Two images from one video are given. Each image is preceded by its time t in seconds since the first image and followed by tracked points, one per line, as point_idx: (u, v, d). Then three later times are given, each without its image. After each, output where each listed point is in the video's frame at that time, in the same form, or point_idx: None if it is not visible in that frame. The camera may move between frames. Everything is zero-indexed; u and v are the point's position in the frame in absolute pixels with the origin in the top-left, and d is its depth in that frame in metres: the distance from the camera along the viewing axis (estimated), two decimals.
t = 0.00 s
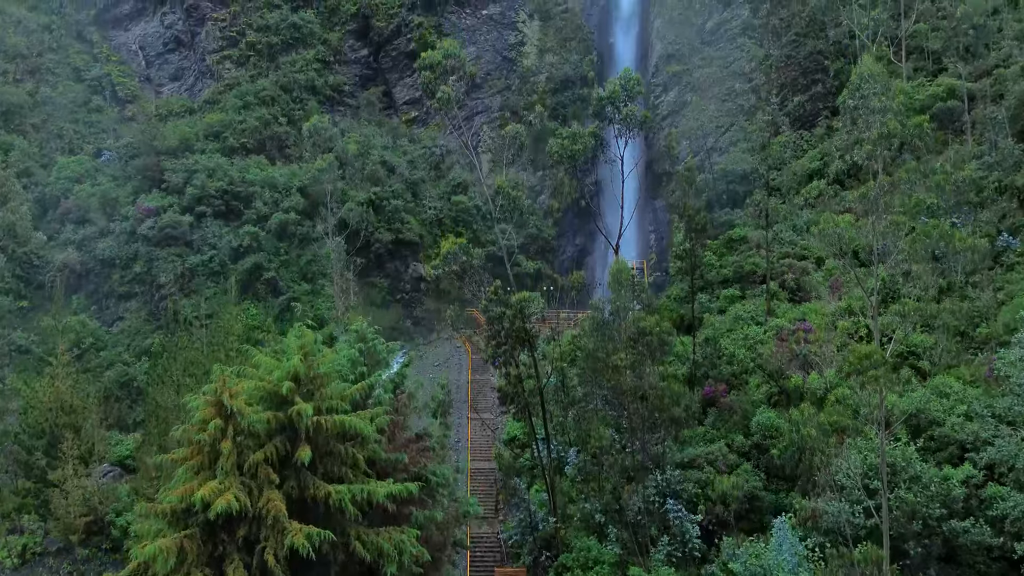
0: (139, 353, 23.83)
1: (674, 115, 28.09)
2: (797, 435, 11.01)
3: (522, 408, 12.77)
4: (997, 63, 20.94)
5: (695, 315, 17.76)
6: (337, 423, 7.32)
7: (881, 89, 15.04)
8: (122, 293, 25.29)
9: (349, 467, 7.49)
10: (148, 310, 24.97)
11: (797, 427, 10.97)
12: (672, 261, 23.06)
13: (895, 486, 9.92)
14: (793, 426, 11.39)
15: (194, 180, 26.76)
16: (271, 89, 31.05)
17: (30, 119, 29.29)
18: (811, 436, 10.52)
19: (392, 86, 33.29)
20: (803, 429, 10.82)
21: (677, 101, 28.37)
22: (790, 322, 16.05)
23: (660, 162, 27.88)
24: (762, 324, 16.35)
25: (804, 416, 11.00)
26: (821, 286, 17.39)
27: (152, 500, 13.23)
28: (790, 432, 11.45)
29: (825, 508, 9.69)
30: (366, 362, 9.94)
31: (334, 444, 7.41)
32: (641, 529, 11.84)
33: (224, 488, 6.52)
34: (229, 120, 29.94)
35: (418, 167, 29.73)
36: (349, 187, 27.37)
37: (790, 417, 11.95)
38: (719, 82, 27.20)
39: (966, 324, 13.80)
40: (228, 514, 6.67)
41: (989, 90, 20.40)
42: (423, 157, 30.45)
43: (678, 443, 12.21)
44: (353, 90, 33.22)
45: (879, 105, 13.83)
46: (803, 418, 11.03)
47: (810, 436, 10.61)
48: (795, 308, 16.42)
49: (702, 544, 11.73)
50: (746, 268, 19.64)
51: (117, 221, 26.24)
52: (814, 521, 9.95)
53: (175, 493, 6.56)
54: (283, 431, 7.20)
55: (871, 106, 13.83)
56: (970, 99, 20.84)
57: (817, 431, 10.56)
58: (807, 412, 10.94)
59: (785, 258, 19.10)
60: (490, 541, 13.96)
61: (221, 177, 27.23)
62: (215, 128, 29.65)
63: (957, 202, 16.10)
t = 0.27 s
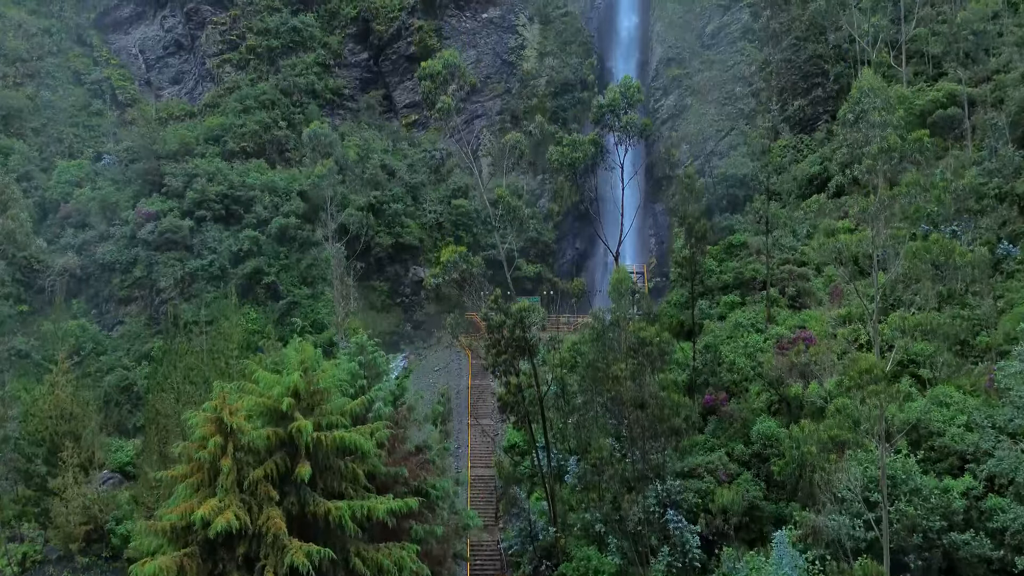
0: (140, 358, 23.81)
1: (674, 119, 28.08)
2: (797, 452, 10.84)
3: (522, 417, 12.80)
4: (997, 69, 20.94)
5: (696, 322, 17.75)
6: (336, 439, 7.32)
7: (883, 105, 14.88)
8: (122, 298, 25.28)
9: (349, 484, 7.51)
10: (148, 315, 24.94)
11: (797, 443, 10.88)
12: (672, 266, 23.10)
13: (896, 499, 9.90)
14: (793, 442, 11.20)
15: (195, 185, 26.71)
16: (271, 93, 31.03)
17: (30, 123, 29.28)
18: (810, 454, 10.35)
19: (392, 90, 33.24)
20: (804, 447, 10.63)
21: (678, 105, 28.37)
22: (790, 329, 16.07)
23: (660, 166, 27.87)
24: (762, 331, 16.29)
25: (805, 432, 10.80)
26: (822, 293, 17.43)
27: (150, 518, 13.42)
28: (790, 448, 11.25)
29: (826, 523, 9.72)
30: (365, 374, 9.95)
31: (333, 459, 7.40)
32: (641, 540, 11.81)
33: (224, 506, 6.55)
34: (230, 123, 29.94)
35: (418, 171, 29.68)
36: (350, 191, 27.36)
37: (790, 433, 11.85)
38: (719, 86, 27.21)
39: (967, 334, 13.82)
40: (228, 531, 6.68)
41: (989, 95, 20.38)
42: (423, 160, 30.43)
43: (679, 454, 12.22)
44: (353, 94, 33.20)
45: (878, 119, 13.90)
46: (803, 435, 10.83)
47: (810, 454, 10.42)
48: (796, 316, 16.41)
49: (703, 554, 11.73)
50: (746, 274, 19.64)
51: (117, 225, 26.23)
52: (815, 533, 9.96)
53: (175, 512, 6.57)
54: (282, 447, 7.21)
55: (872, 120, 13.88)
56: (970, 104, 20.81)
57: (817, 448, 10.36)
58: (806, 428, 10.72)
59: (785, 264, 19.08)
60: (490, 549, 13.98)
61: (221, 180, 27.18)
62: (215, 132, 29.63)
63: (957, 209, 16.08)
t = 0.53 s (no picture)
0: (139, 362, 23.79)
1: (674, 123, 28.08)
2: (796, 468, 10.80)
3: (522, 426, 12.81)
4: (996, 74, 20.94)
5: (696, 328, 17.75)
6: (336, 456, 7.34)
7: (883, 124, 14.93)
8: (122, 302, 25.26)
9: (349, 499, 7.52)
10: (148, 319, 24.91)
11: (798, 459, 10.95)
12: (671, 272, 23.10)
13: (896, 511, 9.91)
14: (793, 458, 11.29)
15: (195, 189, 26.68)
16: (271, 97, 31.03)
17: (30, 126, 29.26)
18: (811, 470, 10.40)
19: (392, 93, 33.22)
20: (804, 463, 10.68)
21: (677, 109, 28.36)
22: (790, 337, 16.07)
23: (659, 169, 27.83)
24: (762, 339, 16.26)
25: (804, 448, 10.88)
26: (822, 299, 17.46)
27: (149, 528, 13.56)
28: (790, 464, 11.20)
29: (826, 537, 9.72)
30: (365, 386, 9.96)
31: (333, 474, 7.43)
32: (641, 549, 11.77)
33: (224, 523, 6.57)
34: (230, 127, 29.93)
35: (418, 174, 29.67)
36: (350, 196, 27.37)
37: (790, 448, 11.86)
38: (719, 90, 27.21)
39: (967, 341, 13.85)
40: (227, 549, 6.70)
41: (989, 100, 20.37)
42: (423, 164, 30.41)
43: (678, 463, 12.22)
44: (353, 97, 33.20)
45: (876, 134, 13.86)
46: (803, 450, 10.95)
47: (810, 470, 10.52)
48: (796, 323, 16.39)
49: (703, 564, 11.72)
50: (746, 280, 19.65)
51: (117, 230, 26.22)
52: (815, 546, 9.95)
53: (175, 529, 6.59)
54: (282, 463, 7.23)
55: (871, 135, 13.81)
56: (970, 109, 20.79)
57: (817, 464, 10.47)
58: (806, 444, 10.81)
59: (785, 270, 19.08)
60: (490, 557, 13.97)
61: (221, 184, 27.15)
62: (215, 136, 29.63)
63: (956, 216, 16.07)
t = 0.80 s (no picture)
0: (139, 367, 23.78)
1: (674, 127, 28.06)
2: (796, 487, 11.01)
3: (522, 435, 12.82)
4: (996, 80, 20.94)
5: (695, 334, 17.76)
6: (335, 472, 7.38)
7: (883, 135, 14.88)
8: (122, 307, 25.26)
9: (348, 515, 7.56)
10: (147, 324, 24.88)
11: (798, 477, 11.09)
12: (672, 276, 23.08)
13: (895, 523, 9.91)
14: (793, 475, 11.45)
15: (195, 193, 26.66)
16: (271, 100, 31.04)
17: (30, 130, 29.28)
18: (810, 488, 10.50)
19: (392, 97, 33.21)
20: (804, 481, 10.87)
21: (678, 113, 28.34)
22: (790, 345, 16.06)
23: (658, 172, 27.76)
24: (763, 346, 16.23)
25: (803, 467, 11.08)
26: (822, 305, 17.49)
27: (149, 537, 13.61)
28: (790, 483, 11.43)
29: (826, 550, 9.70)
30: (365, 399, 9.97)
31: (333, 490, 7.47)
32: (641, 559, 11.73)
33: (224, 541, 6.63)
34: (230, 131, 29.95)
35: (418, 178, 29.65)
36: (350, 200, 27.38)
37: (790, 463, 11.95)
38: (720, 94, 27.21)
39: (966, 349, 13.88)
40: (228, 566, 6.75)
41: (989, 105, 20.33)
42: (423, 168, 30.39)
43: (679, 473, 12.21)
44: (353, 101, 33.21)
45: (877, 148, 13.64)
46: (802, 468, 11.11)
47: (810, 488, 10.68)
48: (795, 331, 16.39)
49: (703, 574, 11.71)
50: (746, 286, 19.66)
51: (117, 234, 26.23)
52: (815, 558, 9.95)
53: (176, 547, 6.67)
54: (282, 479, 7.29)
55: (871, 149, 13.59)
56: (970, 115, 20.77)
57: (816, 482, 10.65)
58: (805, 463, 11.03)
59: (785, 276, 19.08)
60: (490, 565, 13.96)
61: (221, 189, 27.12)
62: (215, 140, 29.63)
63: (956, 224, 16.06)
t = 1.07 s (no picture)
0: (139, 371, 23.76)
1: (674, 132, 28.05)
2: (796, 502, 10.80)
3: (522, 445, 12.83)
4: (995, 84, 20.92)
5: (696, 340, 17.76)
6: (335, 488, 7.43)
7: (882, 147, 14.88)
8: (122, 311, 25.24)
9: (348, 530, 7.61)
10: (147, 328, 24.83)
11: (798, 493, 10.93)
12: (672, 281, 23.06)
13: (895, 535, 9.91)
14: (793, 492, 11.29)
15: (195, 197, 26.64)
16: (271, 104, 31.04)
17: (30, 134, 29.29)
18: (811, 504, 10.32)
19: (392, 100, 33.21)
20: (804, 497, 10.65)
21: (677, 117, 28.32)
22: (790, 352, 16.08)
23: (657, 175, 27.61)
24: (763, 353, 16.20)
25: (804, 483, 10.91)
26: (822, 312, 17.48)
27: (149, 546, 13.71)
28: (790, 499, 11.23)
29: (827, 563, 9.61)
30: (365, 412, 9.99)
31: (332, 506, 7.53)
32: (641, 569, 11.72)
33: (224, 558, 6.71)
34: (230, 135, 29.95)
35: (417, 182, 29.64)
36: (349, 204, 27.39)
37: (790, 480, 11.85)
38: (719, 98, 27.24)
39: (965, 357, 13.88)
40: None
41: (990, 109, 20.24)
42: (423, 171, 30.36)
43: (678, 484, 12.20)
44: (353, 105, 33.22)
45: (877, 162, 13.56)
46: (802, 484, 10.96)
47: (810, 504, 10.48)
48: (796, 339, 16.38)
49: None
50: (746, 292, 19.66)
51: (117, 238, 26.24)
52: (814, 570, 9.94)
53: (177, 564, 6.77)
54: (281, 494, 7.36)
55: (871, 163, 13.51)
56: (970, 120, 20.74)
57: (817, 497, 10.48)
58: (805, 479, 10.87)
59: (785, 283, 19.10)
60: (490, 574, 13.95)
61: (221, 193, 27.10)
62: (215, 144, 29.63)
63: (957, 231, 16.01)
